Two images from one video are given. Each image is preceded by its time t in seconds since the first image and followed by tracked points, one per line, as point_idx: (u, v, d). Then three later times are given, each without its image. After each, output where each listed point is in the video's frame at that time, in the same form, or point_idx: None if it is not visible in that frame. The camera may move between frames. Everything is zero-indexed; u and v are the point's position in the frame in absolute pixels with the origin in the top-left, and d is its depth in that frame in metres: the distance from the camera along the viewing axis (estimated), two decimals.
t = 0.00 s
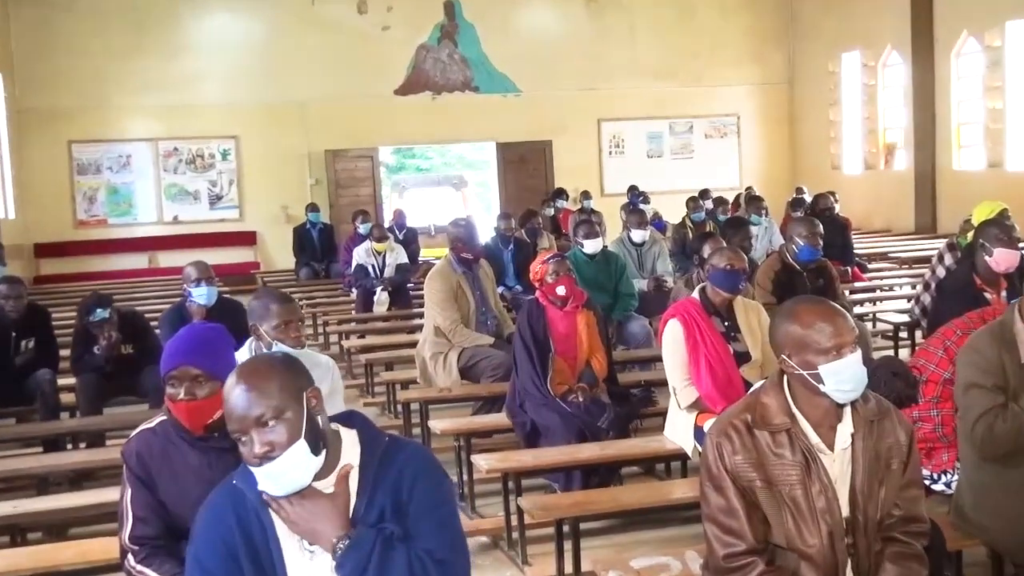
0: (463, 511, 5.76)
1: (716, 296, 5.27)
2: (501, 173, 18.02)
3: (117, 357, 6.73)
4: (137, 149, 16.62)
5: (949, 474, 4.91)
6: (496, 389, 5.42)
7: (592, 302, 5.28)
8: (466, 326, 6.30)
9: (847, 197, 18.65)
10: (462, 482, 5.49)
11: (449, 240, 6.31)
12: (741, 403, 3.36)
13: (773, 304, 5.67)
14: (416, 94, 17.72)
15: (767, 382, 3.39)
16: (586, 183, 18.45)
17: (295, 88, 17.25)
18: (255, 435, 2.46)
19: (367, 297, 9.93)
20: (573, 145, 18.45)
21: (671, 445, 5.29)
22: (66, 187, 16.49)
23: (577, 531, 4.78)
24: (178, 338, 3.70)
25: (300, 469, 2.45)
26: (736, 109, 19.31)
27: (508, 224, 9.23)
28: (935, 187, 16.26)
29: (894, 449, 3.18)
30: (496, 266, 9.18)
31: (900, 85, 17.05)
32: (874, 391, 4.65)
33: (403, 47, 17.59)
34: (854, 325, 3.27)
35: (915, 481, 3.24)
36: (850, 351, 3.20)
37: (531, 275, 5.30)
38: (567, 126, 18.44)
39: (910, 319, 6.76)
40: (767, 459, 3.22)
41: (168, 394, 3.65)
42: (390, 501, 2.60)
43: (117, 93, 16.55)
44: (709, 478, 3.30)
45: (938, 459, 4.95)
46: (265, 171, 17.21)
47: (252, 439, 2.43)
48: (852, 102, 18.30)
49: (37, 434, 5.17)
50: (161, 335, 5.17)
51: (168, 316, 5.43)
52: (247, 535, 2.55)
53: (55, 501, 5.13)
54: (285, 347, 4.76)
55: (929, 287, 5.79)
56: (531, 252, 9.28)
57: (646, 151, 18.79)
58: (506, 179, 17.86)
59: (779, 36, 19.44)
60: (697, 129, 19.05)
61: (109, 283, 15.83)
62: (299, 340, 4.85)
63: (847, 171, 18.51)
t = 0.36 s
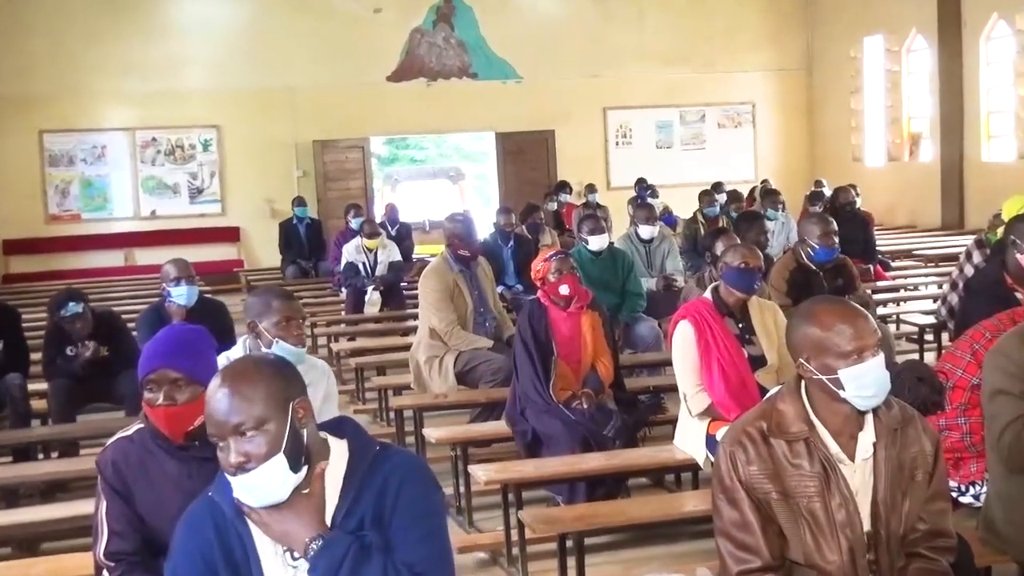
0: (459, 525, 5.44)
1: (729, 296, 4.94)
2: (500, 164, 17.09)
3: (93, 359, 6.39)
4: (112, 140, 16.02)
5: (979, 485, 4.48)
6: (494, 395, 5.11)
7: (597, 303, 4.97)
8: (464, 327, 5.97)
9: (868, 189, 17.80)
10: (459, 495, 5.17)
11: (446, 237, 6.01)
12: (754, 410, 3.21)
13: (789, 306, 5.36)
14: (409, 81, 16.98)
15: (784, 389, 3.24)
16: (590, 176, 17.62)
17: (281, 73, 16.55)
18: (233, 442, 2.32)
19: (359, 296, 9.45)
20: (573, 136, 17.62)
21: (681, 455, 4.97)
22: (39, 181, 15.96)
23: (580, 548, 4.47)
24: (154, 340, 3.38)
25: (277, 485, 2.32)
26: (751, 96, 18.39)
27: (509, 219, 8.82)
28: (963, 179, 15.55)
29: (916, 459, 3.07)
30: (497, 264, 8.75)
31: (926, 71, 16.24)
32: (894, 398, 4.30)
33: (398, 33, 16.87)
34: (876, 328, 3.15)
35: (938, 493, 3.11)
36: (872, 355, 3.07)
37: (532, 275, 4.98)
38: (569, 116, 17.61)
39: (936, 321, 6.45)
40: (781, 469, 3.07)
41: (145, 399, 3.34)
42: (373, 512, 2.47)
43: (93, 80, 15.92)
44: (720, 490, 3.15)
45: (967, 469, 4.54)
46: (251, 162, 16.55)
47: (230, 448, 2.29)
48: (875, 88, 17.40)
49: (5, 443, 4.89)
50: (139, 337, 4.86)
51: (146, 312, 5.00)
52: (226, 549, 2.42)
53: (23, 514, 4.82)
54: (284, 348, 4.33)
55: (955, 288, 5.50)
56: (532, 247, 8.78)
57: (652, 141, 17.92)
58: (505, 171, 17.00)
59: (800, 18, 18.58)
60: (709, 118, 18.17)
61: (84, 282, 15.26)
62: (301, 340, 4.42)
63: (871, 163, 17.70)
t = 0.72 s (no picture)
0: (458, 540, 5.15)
1: (745, 297, 4.65)
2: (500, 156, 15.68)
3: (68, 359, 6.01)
4: (88, 130, 14.62)
5: (1010, 499, 4.08)
6: (495, 402, 4.81)
7: (603, 304, 4.67)
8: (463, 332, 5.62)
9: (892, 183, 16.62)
10: (456, 508, 4.89)
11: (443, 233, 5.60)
12: (770, 417, 2.98)
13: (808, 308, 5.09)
14: (405, 67, 15.63)
15: (801, 395, 3.01)
16: (597, 170, 16.37)
17: (269, 62, 15.19)
18: (218, 449, 2.21)
19: (349, 297, 8.73)
20: (581, 128, 16.35)
21: (693, 465, 4.67)
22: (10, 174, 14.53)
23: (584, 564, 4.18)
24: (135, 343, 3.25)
25: (267, 498, 2.21)
26: (768, 84, 17.17)
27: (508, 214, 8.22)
28: (992, 171, 14.52)
29: (944, 472, 2.85)
30: (497, 263, 8.15)
31: (953, 57, 15.11)
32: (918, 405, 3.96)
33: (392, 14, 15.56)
34: (900, 330, 2.92)
35: (969, 506, 2.90)
36: (896, 360, 2.86)
37: (535, 275, 4.68)
38: (577, 104, 16.34)
39: (964, 325, 6.15)
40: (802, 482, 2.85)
41: (124, 406, 3.21)
42: (382, 535, 2.32)
43: (70, 67, 14.57)
44: (733, 503, 2.92)
45: (998, 481, 4.14)
46: (236, 156, 15.17)
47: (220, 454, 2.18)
48: (899, 75, 16.27)
49: None
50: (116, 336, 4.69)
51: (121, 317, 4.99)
52: (214, 563, 2.27)
53: None
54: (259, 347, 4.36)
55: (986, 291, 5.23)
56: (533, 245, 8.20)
57: (665, 133, 16.64)
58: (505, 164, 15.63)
59: None
60: (722, 108, 16.92)
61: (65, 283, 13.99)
62: (275, 339, 4.44)
63: (894, 155, 16.53)
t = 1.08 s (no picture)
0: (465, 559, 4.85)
1: (768, 300, 4.36)
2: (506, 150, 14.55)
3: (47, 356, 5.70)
4: (69, 122, 13.47)
5: None
6: (501, 412, 4.51)
7: (618, 307, 4.37)
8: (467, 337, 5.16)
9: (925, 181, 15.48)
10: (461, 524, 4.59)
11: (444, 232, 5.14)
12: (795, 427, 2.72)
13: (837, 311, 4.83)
14: (406, 55, 14.34)
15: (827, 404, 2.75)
16: (613, 163, 15.09)
17: (257, 46, 13.96)
18: (223, 451, 2.03)
19: (346, 298, 8.04)
20: (598, 115, 15.03)
21: (714, 480, 4.38)
22: None
23: None
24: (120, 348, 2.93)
25: (267, 507, 2.00)
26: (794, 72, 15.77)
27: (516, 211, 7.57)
28: None
29: (981, 487, 2.61)
30: (504, 262, 7.40)
31: (993, 44, 14.13)
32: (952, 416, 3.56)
33: None
34: (933, 335, 2.67)
35: (1008, 524, 2.64)
36: (929, 367, 2.61)
37: (544, 277, 4.41)
38: (589, 94, 14.99)
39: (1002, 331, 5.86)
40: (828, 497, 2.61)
41: (107, 414, 2.92)
42: (395, 552, 2.09)
43: (47, 56, 13.44)
44: (756, 520, 2.67)
45: None
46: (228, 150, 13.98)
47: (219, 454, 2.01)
48: (933, 63, 15.12)
49: None
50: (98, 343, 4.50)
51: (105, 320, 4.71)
52: None
53: None
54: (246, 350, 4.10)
55: None
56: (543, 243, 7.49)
57: (684, 125, 15.30)
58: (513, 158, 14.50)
59: None
60: (744, 98, 15.54)
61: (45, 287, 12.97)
62: (264, 342, 4.19)
63: (927, 149, 15.33)
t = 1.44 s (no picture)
0: None
1: (796, 303, 4.10)
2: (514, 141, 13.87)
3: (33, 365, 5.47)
4: (55, 113, 12.77)
5: None
6: (512, 421, 4.23)
7: (636, 311, 4.11)
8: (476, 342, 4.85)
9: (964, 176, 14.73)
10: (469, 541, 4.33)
11: (450, 229, 4.81)
12: (826, 440, 2.53)
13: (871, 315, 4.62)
14: (412, 43, 13.68)
15: (861, 415, 2.56)
16: (630, 157, 14.42)
17: (252, 34, 13.25)
18: (232, 440, 2.04)
19: (347, 303, 7.50)
20: (613, 108, 14.36)
21: (737, 495, 4.12)
22: None
23: None
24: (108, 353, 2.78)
25: (271, 505, 2.00)
26: (824, 60, 15.13)
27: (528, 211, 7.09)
28: None
29: None
30: (516, 263, 6.94)
31: None
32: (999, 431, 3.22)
33: None
34: (974, 342, 2.49)
35: None
36: (968, 379, 2.44)
37: (558, 280, 4.16)
38: (604, 83, 14.30)
39: None
40: (861, 515, 2.44)
41: (95, 426, 2.76)
42: (389, 562, 2.08)
43: (28, 43, 12.70)
44: (784, 537, 2.50)
45: None
46: (222, 143, 13.26)
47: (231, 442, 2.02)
48: (972, 50, 14.38)
49: None
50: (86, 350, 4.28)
51: (90, 324, 4.52)
52: None
53: None
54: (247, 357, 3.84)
55: None
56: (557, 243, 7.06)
57: (706, 116, 14.64)
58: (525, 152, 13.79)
59: None
60: (771, 89, 14.92)
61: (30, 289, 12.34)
62: (267, 349, 3.92)
63: (966, 144, 14.63)
